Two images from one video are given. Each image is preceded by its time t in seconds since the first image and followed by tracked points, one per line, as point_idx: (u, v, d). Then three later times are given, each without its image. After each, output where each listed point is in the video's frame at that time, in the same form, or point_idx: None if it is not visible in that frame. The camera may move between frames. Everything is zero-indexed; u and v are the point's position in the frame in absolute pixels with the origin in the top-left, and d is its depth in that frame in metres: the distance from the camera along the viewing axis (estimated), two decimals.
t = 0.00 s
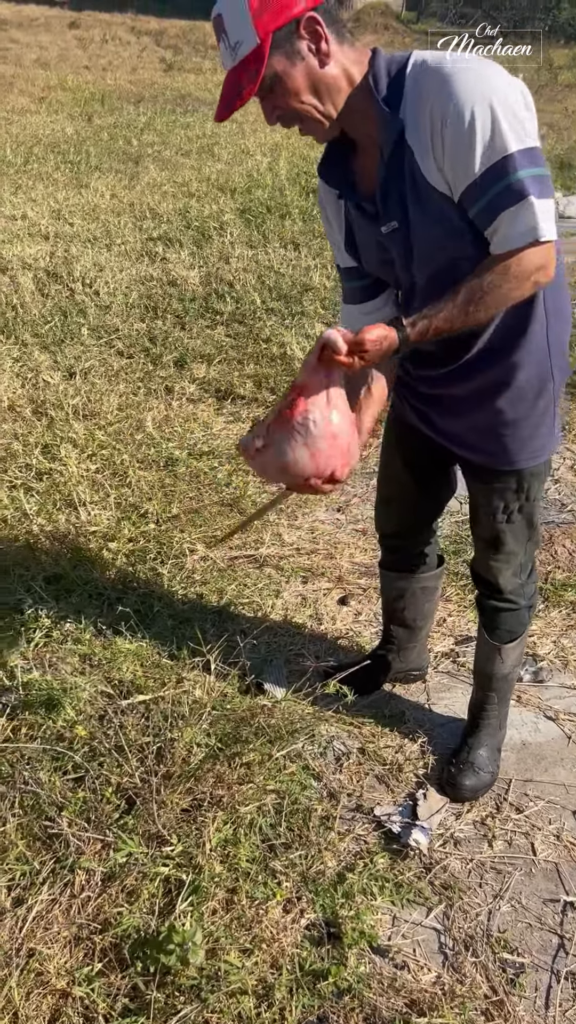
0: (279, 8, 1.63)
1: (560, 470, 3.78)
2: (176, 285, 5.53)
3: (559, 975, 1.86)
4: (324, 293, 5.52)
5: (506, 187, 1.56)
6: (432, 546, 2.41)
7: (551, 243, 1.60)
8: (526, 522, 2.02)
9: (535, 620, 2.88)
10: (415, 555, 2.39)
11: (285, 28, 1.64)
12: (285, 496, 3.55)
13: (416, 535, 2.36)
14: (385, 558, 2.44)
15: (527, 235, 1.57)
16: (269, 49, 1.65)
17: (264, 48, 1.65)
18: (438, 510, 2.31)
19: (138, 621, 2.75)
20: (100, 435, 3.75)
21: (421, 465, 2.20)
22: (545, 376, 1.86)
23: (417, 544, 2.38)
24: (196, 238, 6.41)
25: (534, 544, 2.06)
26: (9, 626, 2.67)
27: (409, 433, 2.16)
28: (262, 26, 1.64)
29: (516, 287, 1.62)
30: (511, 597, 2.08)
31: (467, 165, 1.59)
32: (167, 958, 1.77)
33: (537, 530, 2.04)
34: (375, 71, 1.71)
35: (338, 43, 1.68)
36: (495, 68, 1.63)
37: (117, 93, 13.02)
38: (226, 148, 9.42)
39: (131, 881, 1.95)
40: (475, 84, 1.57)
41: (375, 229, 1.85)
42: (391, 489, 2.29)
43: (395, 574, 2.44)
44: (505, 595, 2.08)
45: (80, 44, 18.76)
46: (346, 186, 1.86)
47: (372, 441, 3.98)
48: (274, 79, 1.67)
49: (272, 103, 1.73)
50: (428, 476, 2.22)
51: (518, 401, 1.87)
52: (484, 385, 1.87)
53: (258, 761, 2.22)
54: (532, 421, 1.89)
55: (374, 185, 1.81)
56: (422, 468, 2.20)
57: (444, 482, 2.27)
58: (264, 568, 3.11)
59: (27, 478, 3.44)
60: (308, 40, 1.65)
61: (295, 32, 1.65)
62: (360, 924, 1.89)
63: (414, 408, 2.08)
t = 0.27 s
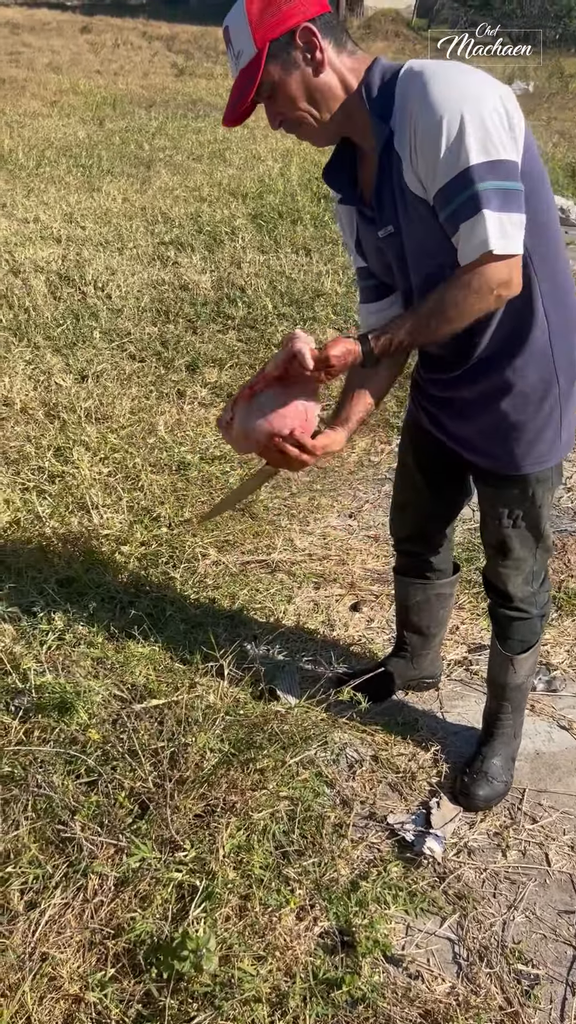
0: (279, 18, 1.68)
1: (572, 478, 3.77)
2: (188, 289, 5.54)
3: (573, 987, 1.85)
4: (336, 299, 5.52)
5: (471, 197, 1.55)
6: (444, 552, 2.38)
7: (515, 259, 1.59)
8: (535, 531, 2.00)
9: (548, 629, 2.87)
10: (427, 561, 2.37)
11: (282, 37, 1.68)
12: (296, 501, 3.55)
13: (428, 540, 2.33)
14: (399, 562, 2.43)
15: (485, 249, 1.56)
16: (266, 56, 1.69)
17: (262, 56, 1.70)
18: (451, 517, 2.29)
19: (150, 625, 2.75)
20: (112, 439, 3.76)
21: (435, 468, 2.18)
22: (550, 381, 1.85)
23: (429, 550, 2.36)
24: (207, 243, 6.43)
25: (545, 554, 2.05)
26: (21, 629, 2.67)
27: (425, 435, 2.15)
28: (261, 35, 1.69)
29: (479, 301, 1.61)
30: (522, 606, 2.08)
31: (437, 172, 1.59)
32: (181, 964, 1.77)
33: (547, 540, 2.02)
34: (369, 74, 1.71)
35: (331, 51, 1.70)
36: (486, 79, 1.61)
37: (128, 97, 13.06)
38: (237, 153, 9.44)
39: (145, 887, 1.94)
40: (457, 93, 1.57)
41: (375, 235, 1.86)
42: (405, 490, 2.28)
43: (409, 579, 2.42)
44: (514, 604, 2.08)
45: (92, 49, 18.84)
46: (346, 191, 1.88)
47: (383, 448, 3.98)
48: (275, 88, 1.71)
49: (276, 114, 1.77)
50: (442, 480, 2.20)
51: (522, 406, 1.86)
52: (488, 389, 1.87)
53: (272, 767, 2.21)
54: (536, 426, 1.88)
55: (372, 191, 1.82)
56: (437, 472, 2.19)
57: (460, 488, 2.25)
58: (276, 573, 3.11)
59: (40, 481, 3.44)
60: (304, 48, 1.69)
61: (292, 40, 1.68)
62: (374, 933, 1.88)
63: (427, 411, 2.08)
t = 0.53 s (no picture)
0: (284, 32, 1.67)
1: None
2: (202, 293, 5.55)
3: None
4: (349, 304, 5.52)
5: (435, 227, 1.53)
6: (462, 559, 2.35)
7: (475, 288, 1.57)
8: (542, 541, 1.97)
9: (565, 638, 2.86)
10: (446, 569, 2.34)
11: (287, 53, 1.68)
12: (311, 506, 3.54)
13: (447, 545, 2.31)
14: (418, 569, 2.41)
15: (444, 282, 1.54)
16: (271, 73, 1.70)
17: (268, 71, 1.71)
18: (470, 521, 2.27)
19: (167, 629, 2.74)
20: (128, 442, 3.76)
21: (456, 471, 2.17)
22: (557, 387, 1.82)
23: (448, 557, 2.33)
24: (221, 247, 6.43)
25: (557, 564, 2.01)
26: (38, 632, 2.66)
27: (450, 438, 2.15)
28: (266, 50, 1.69)
29: (439, 325, 1.60)
30: (532, 616, 2.06)
31: (409, 196, 1.56)
32: (200, 972, 1.76)
33: (557, 550, 1.99)
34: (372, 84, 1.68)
35: (336, 66, 1.68)
36: (472, 103, 1.56)
37: (141, 101, 13.08)
38: (250, 157, 9.45)
39: (163, 894, 1.93)
40: (440, 118, 1.52)
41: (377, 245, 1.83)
42: (426, 494, 2.27)
43: (426, 587, 2.40)
44: (525, 614, 2.06)
45: (104, 52, 18.90)
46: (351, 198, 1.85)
47: (398, 454, 3.97)
48: (279, 102, 1.74)
49: (286, 124, 1.80)
50: (465, 482, 2.20)
51: (530, 411, 1.84)
52: (494, 392, 1.86)
53: (290, 774, 2.20)
54: (543, 432, 1.85)
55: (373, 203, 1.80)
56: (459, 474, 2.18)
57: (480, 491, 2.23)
58: (291, 578, 3.10)
59: (55, 484, 3.44)
60: (308, 65, 1.68)
61: (296, 57, 1.68)
62: (393, 944, 1.87)
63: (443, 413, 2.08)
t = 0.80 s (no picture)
0: (290, 53, 1.68)
1: None
2: (214, 297, 5.55)
3: None
4: (361, 309, 5.52)
5: (410, 253, 1.52)
6: (477, 568, 2.34)
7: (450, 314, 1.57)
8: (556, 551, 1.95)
9: None
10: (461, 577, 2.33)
11: (292, 74, 1.69)
12: (324, 511, 3.53)
13: (462, 553, 2.30)
14: (432, 577, 2.40)
15: (417, 307, 1.53)
16: (278, 93, 1.72)
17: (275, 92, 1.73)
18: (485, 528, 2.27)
19: (181, 635, 2.74)
20: (141, 446, 3.76)
21: (472, 479, 2.16)
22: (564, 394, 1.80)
23: (463, 565, 2.32)
24: (233, 251, 6.44)
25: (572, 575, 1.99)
26: (52, 636, 2.66)
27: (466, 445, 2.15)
28: (272, 71, 1.71)
29: (418, 348, 1.61)
30: (547, 624, 2.05)
31: (387, 218, 1.55)
32: (215, 981, 1.75)
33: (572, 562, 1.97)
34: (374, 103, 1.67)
35: (339, 86, 1.68)
36: (454, 127, 1.54)
37: (153, 104, 13.11)
38: (262, 161, 9.46)
39: (178, 901, 1.93)
40: (421, 141, 1.50)
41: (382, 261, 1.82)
42: (442, 502, 2.27)
43: (441, 595, 2.39)
44: (540, 622, 2.05)
45: (115, 55, 18.96)
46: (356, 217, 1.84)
47: (410, 460, 3.96)
48: (287, 121, 1.76)
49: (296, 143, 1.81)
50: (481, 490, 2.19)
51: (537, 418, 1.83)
52: (501, 401, 1.85)
53: (305, 782, 2.20)
54: (551, 439, 1.84)
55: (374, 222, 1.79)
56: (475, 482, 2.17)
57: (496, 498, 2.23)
58: (304, 584, 3.09)
59: (69, 487, 3.44)
60: (312, 86, 1.69)
61: (301, 78, 1.69)
62: (409, 954, 1.86)
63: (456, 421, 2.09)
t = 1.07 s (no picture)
0: (302, 80, 1.68)
1: None
2: (225, 300, 5.55)
3: None
4: (373, 312, 5.51)
5: (409, 274, 1.53)
6: (496, 576, 2.32)
7: (446, 336, 1.57)
8: None
9: None
10: (479, 584, 2.32)
11: (303, 101, 1.69)
12: (337, 515, 3.52)
13: (481, 561, 2.29)
14: (450, 584, 2.39)
15: (414, 327, 1.54)
16: (290, 118, 1.73)
17: (288, 117, 1.74)
18: (506, 536, 2.25)
19: (194, 640, 2.73)
20: (154, 449, 3.76)
21: (494, 486, 2.15)
22: None
23: (482, 573, 2.31)
24: (244, 254, 6.43)
25: None
26: (65, 640, 2.66)
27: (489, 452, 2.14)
28: (285, 97, 1.71)
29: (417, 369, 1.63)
30: (571, 636, 2.02)
31: (387, 240, 1.56)
32: (232, 991, 1.74)
33: None
34: (382, 127, 1.67)
35: (349, 113, 1.68)
36: (455, 149, 1.55)
37: (163, 106, 13.11)
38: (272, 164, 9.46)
39: (193, 910, 1.92)
40: (420, 164, 1.51)
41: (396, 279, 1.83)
42: (464, 509, 2.25)
43: (457, 603, 2.38)
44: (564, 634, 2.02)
45: (125, 57, 19.00)
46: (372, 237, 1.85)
47: (423, 465, 3.95)
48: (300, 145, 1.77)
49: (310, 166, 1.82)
50: (503, 496, 2.18)
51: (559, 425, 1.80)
52: (523, 411, 1.84)
53: (321, 790, 2.19)
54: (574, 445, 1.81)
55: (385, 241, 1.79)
56: (497, 489, 2.16)
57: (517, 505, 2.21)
58: (317, 589, 3.08)
59: (82, 490, 3.44)
60: (323, 112, 1.69)
61: (312, 104, 1.69)
62: (426, 965, 1.85)
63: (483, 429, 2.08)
